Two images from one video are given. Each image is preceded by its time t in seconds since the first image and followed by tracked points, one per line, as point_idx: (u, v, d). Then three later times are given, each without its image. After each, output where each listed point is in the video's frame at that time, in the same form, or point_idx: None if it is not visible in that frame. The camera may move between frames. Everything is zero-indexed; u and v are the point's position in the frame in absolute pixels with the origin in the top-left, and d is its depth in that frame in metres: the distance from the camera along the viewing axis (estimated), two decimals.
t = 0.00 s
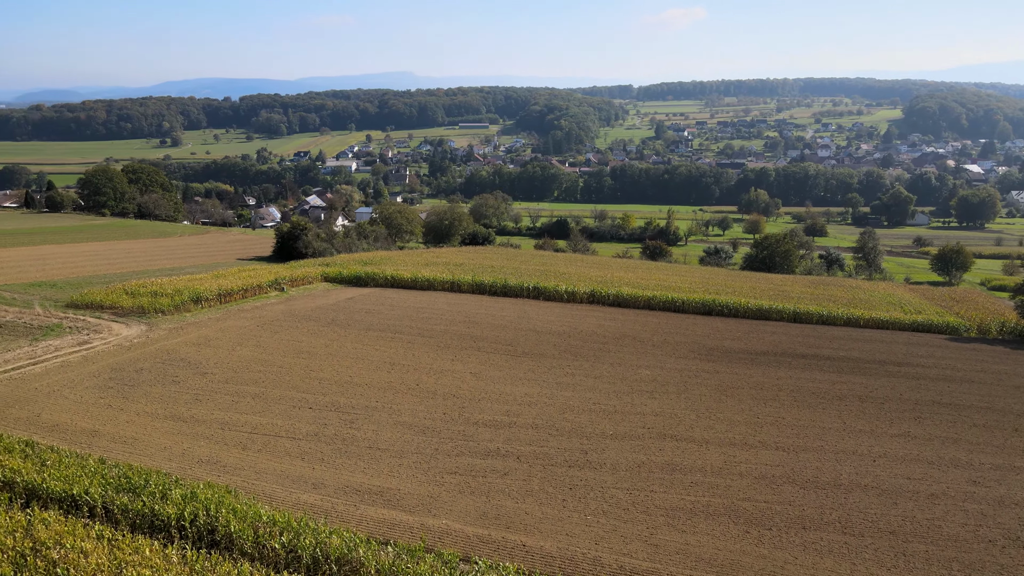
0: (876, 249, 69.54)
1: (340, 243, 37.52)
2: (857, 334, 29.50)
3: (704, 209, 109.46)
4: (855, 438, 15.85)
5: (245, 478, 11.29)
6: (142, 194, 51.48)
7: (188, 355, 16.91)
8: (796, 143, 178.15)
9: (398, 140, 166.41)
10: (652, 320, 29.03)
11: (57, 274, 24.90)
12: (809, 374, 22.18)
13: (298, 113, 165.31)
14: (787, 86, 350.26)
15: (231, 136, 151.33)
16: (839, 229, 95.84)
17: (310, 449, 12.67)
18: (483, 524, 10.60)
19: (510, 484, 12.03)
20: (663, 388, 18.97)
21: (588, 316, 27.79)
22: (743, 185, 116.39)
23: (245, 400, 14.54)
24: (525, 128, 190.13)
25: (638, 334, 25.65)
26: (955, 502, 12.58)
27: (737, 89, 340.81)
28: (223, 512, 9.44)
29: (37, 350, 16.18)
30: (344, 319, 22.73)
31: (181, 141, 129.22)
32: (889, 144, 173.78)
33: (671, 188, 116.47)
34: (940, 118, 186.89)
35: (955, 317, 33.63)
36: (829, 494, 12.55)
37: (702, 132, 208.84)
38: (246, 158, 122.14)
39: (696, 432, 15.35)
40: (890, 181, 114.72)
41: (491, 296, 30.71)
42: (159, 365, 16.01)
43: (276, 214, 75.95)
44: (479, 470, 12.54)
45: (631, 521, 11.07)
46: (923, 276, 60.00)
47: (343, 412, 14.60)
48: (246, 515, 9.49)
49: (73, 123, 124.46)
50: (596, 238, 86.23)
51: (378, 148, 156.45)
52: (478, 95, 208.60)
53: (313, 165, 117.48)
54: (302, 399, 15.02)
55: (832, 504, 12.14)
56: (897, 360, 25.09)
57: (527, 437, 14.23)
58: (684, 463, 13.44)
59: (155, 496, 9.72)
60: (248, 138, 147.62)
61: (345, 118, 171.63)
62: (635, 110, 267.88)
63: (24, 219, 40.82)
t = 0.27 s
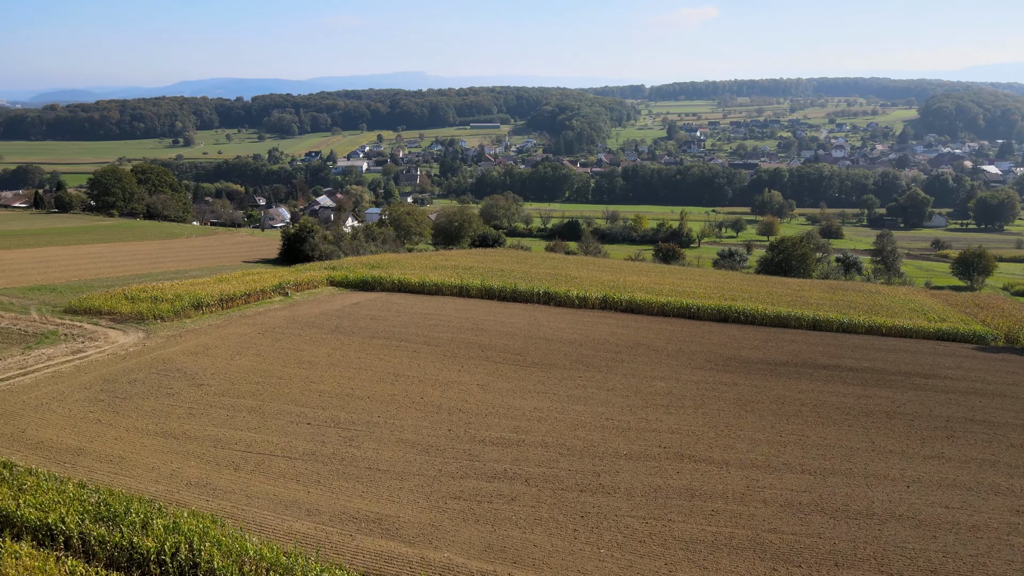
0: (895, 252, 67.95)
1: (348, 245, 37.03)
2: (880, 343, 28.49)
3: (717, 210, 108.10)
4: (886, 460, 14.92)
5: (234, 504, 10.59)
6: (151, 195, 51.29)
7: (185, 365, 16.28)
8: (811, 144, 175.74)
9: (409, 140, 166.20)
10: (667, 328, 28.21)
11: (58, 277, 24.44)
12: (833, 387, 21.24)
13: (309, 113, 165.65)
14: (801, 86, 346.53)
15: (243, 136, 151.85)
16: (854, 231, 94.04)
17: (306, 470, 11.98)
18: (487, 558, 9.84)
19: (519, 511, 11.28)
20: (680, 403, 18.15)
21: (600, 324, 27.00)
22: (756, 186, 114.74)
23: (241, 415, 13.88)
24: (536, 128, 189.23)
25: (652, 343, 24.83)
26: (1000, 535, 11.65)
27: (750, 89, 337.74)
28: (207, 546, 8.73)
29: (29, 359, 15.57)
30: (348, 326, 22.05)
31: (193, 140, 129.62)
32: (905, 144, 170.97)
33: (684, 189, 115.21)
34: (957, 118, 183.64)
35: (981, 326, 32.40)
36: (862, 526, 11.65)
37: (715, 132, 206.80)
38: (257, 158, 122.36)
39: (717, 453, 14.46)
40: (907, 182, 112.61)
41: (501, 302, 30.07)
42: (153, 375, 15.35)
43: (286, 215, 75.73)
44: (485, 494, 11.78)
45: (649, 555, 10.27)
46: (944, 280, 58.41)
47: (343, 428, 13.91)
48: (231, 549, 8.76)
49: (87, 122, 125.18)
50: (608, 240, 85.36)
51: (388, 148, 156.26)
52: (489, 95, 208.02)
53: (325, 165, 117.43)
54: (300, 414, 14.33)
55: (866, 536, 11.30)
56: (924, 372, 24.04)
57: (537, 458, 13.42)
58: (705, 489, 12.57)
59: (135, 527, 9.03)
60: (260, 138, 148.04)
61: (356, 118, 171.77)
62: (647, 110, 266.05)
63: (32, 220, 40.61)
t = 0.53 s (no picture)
0: (915, 255, 66.37)
1: (356, 248, 36.51)
2: (905, 352, 27.42)
3: (730, 211, 106.71)
4: (919, 486, 14.00)
5: (222, 533, 9.88)
6: (160, 195, 51.15)
7: (181, 375, 15.64)
8: (825, 144, 173.38)
9: (421, 140, 165.95)
10: (682, 336, 27.34)
11: (60, 280, 23.99)
12: (858, 401, 20.27)
13: (321, 113, 165.96)
14: (815, 86, 342.68)
15: (255, 136, 152.40)
16: (871, 233, 92.28)
17: (300, 493, 11.26)
18: None
19: (528, 541, 10.52)
20: (697, 418, 17.31)
21: (613, 332, 26.19)
22: (770, 186, 113.15)
23: (236, 431, 13.20)
24: (548, 128, 188.30)
25: (667, 353, 23.98)
26: None
27: (763, 89, 334.46)
28: None
29: (20, 368, 15.00)
30: (353, 333, 21.39)
31: (206, 140, 130.11)
32: (921, 144, 168.17)
33: (696, 190, 113.93)
34: (975, 118, 180.33)
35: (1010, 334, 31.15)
36: (899, 562, 10.79)
37: (728, 132, 204.77)
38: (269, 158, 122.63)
39: (739, 477, 13.61)
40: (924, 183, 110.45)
41: (510, 307, 29.38)
42: (147, 386, 14.75)
43: (296, 215, 75.51)
44: (492, 521, 11.02)
45: None
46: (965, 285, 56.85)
47: (342, 446, 13.21)
48: None
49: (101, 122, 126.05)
50: (621, 242, 84.36)
51: (400, 148, 156.13)
52: (501, 95, 207.45)
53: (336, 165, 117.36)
54: (298, 430, 13.65)
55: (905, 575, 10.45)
56: (953, 385, 22.96)
57: (547, 480, 12.65)
58: (728, 518, 11.75)
59: (111, 561, 8.33)
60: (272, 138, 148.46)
61: (368, 118, 171.88)
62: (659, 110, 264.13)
63: (41, 221, 40.45)
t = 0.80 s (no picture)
0: (937, 259, 64.62)
1: (365, 250, 35.95)
2: (932, 362, 26.29)
3: (745, 213, 105.17)
4: (959, 515, 13.04)
5: (208, 568, 9.19)
6: (171, 196, 51.02)
7: (178, 386, 15.06)
8: (841, 144, 170.83)
9: (433, 140, 165.69)
10: (699, 345, 26.43)
11: (64, 282, 23.57)
12: (887, 417, 19.28)
13: (334, 113, 166.39)
14: (831, 85, 338.43)
15: (269, 135, 153.03)
16: (888, 235, 90.39)
17: (295, 519, 10.55)
18: None
19: None
20: (717, 437, 16.44)
21: (626, 341, 25.38)
22: (785, 187, 111.43)
23: (231, 448, 12.53)
24: (561, 128, 187.34)
25: (683, 363, 23.14)
26: None
27: (779, 88, 330.75)
28: None
29: (12, 377, 14.44)
30: (359, 340, 20.71)
31: (219, 140, 130.67)
32: (939, 145, 165.01)
33: (711, 191, 112.52)
34: (995, 118, 176.71)
35: None
36: None
37: (743, 132, 202.50)
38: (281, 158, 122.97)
39: (764, 503, 12.77)
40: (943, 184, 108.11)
41: (522, 313, 28.62)
42: (141, 397, 14.13)
43: (307, 216, 75.40)
44: (498, 554, 10.26)
45: None
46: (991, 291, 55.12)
47: (343, 464, 12.51)
48: None
49: (117, 122, 127.03)
50: (635, 244, 83.35)
51: (413, 148, 156.05)
52: (514, 95, 206.85)
53: (348, 165, 117.31)
54: (297, 446, 12.98)
55: None
56: (986, 399, 21.81)
57: (558, 505, 11.86)
58: (754, 551, 10.95)
59: None
60: (285, 138, 148.95)
61: (381, 117, 172.05)
62: (673, 110, 262.08)
63: (52, 221, 40.31)
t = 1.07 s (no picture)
0: (962, 263, 62.83)
1: (375, 252, 35.39)
2: (964, 374, 25.09)
3: (762, 214, 103.48)
4: (1006, 549, 12.04)
5: None
6: (184, 196, 50.92)
7: (175, 397, 14.45)
8: (859, 144, 167.96)
9: (447, 139, 165.43)
10: (718, 354, 25.46)
11: (68, 285, 23.19)
12: (919, 435, 18.23)
13: (348, 113, 166.82)
14: (849, 85, 333.52)
15: (284, 135, 153.73)
16: (909, 237, 88.25)
17: (289, 549, 9.84)
18: None
19: None
20: (740, 456, 15.53)
21: (642, 350, 24.51)
22: (803, 188, 109.50)
23: (225, 468, 11.85)
24: (575, 128, 186.23)
25: (702, 374, 22.23)
26: None
27: (795, 88, 326.79)
28: None
29: (5, 387, 13.93)
30: (365, 348, 20.03)
31: (235, 139, 131.28)
32: (961, 145, 161.59)
33: (727, 192, 110.89)
34: (1019, 118, 172.68)
35: None
36: None
37: (759, 132, 199.97)
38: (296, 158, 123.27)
39: (794, 534, 11.87)
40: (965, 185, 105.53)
41: (534, 319, 27.84)
42: (136, 410, 13.54)
43: (320, 216, 75.25)
44: None
45: None
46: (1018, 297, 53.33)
47: (343, 485, 11.81)
48: None
49: (134, 122, 128.10)
50: (649, 246, 82.26)
51: (426, 148, 155.90)
52: (528, 95, 206.05)
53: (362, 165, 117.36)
54: (296, 466, 12.29)
55: None
56: None
57: (571, 535, 11.07)
58: None
59: None
60: (299, 138, 149.50)
61: (395, 117, 172.21)
62: (688, 110, 259.75)
63: (63, 221, 40.20)
